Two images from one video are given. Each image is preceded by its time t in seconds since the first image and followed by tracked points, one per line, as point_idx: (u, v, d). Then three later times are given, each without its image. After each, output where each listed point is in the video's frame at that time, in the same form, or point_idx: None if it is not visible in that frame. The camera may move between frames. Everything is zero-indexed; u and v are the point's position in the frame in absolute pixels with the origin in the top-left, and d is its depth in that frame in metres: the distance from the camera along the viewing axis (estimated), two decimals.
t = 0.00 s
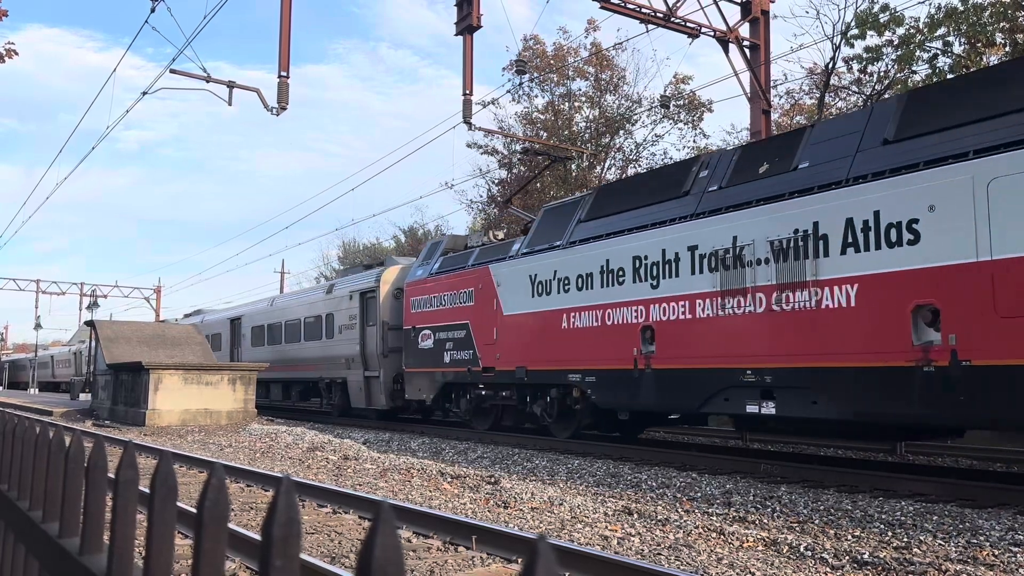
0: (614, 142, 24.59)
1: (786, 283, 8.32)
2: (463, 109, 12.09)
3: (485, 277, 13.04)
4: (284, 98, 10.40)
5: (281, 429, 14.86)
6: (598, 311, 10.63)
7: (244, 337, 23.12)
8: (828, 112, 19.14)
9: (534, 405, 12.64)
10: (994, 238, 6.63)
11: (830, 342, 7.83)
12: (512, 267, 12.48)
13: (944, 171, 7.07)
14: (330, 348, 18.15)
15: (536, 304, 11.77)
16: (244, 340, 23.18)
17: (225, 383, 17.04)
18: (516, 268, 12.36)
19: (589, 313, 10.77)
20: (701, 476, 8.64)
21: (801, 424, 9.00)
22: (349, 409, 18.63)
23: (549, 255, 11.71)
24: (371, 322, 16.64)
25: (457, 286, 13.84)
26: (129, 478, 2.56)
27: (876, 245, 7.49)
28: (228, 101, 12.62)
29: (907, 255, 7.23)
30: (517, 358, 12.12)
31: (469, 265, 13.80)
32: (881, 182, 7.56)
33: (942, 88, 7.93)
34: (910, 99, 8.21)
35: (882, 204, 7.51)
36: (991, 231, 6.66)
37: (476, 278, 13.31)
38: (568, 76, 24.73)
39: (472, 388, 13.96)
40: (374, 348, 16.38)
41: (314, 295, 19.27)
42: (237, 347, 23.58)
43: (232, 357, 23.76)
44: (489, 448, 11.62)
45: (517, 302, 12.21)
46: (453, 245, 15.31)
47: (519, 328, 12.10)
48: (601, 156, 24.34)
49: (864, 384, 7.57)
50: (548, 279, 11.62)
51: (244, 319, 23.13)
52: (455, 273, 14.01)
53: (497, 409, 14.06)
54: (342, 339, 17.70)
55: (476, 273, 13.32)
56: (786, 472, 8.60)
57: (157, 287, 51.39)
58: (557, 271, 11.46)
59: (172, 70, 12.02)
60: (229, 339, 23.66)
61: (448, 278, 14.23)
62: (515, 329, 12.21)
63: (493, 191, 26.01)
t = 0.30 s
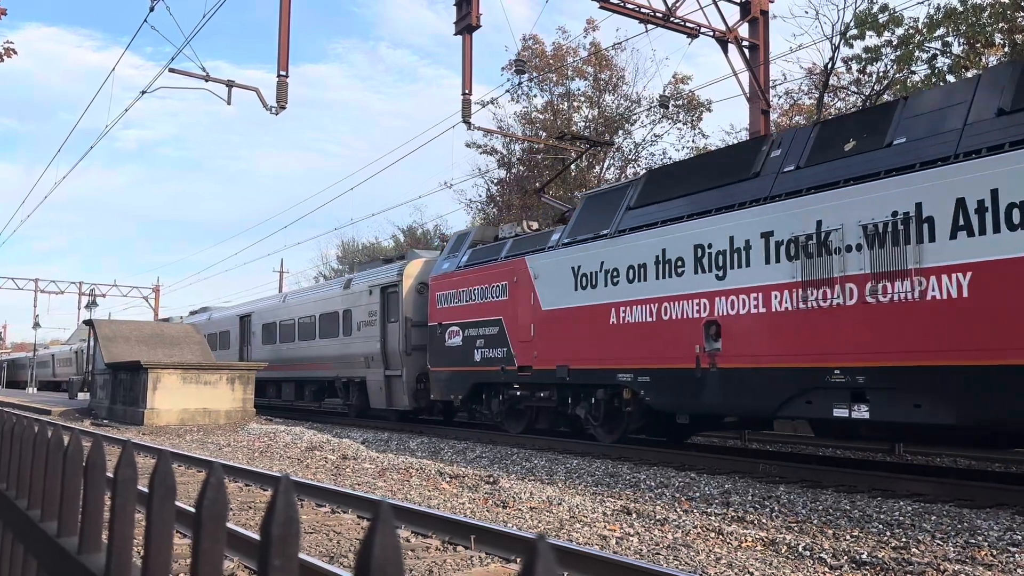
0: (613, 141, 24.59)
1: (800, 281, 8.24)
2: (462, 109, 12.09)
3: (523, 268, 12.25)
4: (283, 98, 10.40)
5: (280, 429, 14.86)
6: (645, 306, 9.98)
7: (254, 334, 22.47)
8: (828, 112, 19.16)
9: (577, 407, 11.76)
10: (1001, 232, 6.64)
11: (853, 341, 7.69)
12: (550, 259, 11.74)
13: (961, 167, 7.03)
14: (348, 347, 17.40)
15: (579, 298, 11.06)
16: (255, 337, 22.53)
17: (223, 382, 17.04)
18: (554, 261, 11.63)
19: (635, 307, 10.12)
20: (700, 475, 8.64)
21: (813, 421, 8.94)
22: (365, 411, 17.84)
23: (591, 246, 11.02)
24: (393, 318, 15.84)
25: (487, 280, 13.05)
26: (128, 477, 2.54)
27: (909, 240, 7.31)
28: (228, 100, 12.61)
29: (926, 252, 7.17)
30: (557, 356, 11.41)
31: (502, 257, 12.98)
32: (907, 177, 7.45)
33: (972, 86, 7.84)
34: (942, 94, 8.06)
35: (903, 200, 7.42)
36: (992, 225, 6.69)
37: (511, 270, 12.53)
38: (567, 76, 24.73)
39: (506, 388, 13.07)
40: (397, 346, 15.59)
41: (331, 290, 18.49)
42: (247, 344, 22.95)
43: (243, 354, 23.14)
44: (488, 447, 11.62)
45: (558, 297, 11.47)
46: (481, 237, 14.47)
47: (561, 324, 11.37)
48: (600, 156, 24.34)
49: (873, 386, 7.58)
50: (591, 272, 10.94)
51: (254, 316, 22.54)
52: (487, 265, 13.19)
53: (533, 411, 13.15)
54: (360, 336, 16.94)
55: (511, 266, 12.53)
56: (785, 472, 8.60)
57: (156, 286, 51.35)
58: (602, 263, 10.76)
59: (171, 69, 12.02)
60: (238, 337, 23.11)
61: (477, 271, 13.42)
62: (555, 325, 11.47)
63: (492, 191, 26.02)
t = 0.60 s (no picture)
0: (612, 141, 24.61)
1: (803, 280, 8.24)
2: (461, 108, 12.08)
3: (568, 260, 11.42)
4: (282, 97, 10.39)
5: (278, 428, 14.87)
6: (710, 300, 9.21)
7: (266, 330, 21.71)
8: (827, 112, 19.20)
9: (628, 410, 10.97)
10: (1002, 233, 6.73)
11: (856, 341, 7.74)
12: (598, 249, 10.91)
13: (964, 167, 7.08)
14: (367, 345, 16.67)
15: (632, 291, 10.22)
16: (266, 334, 21.78)
17: (222, 382, 17.03)
18: (603, 251, 10.81)
19: (698, 300, 9.34)
20: (698, 475, 8.63)
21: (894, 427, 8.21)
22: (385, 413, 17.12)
23: (648, 235, 10.17)
24: (418, 314, 15.10)
25: (526, 273, 12.22)
26: (126, 477, 2.51)
27: (954, 233, 7.05)
28: (226, 100, 12.60)
29: (929, 251, 7.20)
30: (604, 353, 10.64)
31: (543, 248, 12.15)
32: (907, 177, 7.48)
33: (968, 86, 7.88)
34: (982, 82, 7.78)
35: (988, 182, 6.88)
36: (994, 226, 6.78)
37: (554, 261, 11.68)
38: (566, 76, 24.74)
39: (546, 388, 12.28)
40: (423, 344, 14.82)
41: (350, 285, 17.71)
42: (257, 342, 22.20)
43: (253, 352, 22.38)
44: (486, 447, 11.62)
45: (608, 290, 10.64)
46: (515, 227, 13.66)
47: (609, 319, 10.56)
48: (599, 155, 24.36)
49: (874, 382, 7.66)
50: (645, 263, 10.10)
51: (265, 312, 21.80)
52: (525, 257, 12.36)
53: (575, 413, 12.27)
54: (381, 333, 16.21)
55: (555, 257, 11.68)
56: (784, 472, 8.61)
57: (154, 285, 51.25)
58: (659, 253, 9.93)
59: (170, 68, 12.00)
60: (247, 333, 22.39)
61: (514, 263, 12.61)
62: (603, 320, 10.68)
63: (491, 191, 26.03)
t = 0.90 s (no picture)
0: (611, 141, 24.64)
1: (808, 278, 8.20)
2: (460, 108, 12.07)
3: (620, 249, 10.56)
4: (281, 96, 10.38)
5: (277, 428, 14.89)
6: (793, 292, 8.31)
7: (280, 327, 20.88)
8: (825, 112, 19.20)
9: (694, 413, 10.11)
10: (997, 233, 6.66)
11: (857, 340, 7.69)
12: (656, 237, 10.07)
13: (965, 166, 7.02)
14: (390, 342, 15.89)
15: (698, 282, 9.40)
16: (280, 331, 20.95)
17: (221, 381, 17.04)
18: (661, 239, 9.96)
19: (779, 293, 8.46)
20: (697, 475, 8.63)
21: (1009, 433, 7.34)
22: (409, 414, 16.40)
23: (718, 221, 9.31)
24: (447, 309, 14.31)
25: (572, 264, 11.35)
26: (124, 476, 2.51)
27: None
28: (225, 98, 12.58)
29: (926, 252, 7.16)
30: (662, 351, 9.78)
31: (592, 236, 11.27)
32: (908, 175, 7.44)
33: None
34: None
35: None
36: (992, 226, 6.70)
37: (605, 251, 10.82)
38: (565, 76, 24.75)
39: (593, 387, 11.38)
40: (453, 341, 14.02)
41: (372, 278, 16.86)
42: (270, 339, 21.39)
43: (265, 350, 21.60)
44: (485, 446, 11.61)
45: (669, 281, 9.77)
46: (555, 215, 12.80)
47: (668, 312, 9.73)
48: (597, 155, 24.37)
49: (871, 381, 7.63)
50: (714, 251, 9.24)
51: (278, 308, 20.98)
52: (569, 247, 11.49)
53: (625, 416, 11.42)
54: (406, 330, 15.39)
55: (606, 246, 10.81)
56: (782, 472, 8.61)
57: (153, 285, 51.23)
58: (732, 239, 9.05)
59: (169, 67, 11.97)
60: (259, 330, 21.64)
61: (557, 254, 11.74)
62: (659, 315, 9.86)
63: (490, 191, 26.02)
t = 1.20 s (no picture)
0: (610, 141, 24.65)
1: (919, 264, 7.21)
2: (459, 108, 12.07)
3: (687, 236, 9.60)
4: (280, 96, 10.38)
5: (276, 428, 14.88)
6: (900, 281, 7.35)
7: (295, 324, 19.99)
8: (824, 112, 19.19)
9: (778, 419, 9.13)
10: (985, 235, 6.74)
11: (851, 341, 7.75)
12: (728, 222, 9.14)
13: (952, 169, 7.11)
14: (416, 338, 14.93)
15: (780, 272, 8.46)
16: (294, 328, 20.06)
17: (219, 381, 17.03)
18: (737, 226, 9.00)
19: (885, 282, 7.48)
20: (695, 475, 8.63)
21: None
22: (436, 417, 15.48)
23: (806, 202, 8.36)
24: (481, 304, 13.31)
25: (629, 254, 10.38)
26: (123, 475, 2.51)
27: None
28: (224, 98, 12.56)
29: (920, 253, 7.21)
30: (738, 349, 8.83)
31: (652, 223, 10.29)
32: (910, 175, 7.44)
33: None
34: None
35: None
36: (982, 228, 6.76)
37: (670, 238, 9.84)
38: (564, 75, 24.75)
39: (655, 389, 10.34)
40: (490, 338, 12.99)
41: (398, 272, 15.88)
42: (283, 337, 20.58)
43: (278, 349, 20.72)
44: (484, 446, 11.59)
45: (746, 271, 8.82)
46: (603, 201, 11.95)
47: (744, 306, 8.80)
48: (596, 155, 24.38)
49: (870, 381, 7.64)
50: (803, 237, 8.27)
51: (293, 305, 20.12)
52: (626, 235, 10.51)
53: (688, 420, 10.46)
54: (435, 326, 14.38)
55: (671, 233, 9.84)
56: (781, 472, 8.61)
57: (151, 285, 51.19)
58: (825, 223, 8.10)
59: (167, 66, 11.95)
60: (272, 328, 20.82)
61: (610, 242, 10.77)
62: (733, 310, 8.92)
63: (489, 190, 26.00)
